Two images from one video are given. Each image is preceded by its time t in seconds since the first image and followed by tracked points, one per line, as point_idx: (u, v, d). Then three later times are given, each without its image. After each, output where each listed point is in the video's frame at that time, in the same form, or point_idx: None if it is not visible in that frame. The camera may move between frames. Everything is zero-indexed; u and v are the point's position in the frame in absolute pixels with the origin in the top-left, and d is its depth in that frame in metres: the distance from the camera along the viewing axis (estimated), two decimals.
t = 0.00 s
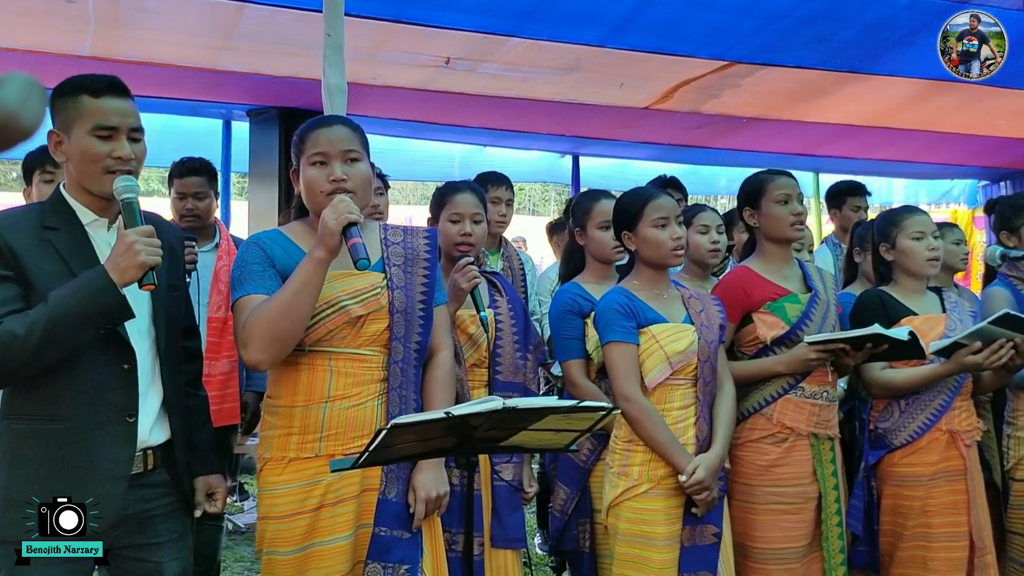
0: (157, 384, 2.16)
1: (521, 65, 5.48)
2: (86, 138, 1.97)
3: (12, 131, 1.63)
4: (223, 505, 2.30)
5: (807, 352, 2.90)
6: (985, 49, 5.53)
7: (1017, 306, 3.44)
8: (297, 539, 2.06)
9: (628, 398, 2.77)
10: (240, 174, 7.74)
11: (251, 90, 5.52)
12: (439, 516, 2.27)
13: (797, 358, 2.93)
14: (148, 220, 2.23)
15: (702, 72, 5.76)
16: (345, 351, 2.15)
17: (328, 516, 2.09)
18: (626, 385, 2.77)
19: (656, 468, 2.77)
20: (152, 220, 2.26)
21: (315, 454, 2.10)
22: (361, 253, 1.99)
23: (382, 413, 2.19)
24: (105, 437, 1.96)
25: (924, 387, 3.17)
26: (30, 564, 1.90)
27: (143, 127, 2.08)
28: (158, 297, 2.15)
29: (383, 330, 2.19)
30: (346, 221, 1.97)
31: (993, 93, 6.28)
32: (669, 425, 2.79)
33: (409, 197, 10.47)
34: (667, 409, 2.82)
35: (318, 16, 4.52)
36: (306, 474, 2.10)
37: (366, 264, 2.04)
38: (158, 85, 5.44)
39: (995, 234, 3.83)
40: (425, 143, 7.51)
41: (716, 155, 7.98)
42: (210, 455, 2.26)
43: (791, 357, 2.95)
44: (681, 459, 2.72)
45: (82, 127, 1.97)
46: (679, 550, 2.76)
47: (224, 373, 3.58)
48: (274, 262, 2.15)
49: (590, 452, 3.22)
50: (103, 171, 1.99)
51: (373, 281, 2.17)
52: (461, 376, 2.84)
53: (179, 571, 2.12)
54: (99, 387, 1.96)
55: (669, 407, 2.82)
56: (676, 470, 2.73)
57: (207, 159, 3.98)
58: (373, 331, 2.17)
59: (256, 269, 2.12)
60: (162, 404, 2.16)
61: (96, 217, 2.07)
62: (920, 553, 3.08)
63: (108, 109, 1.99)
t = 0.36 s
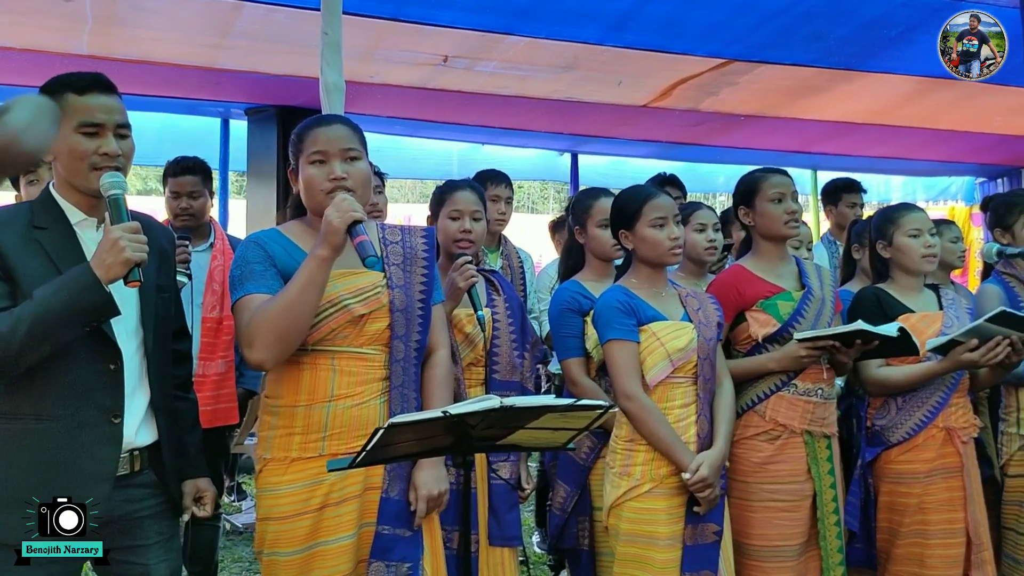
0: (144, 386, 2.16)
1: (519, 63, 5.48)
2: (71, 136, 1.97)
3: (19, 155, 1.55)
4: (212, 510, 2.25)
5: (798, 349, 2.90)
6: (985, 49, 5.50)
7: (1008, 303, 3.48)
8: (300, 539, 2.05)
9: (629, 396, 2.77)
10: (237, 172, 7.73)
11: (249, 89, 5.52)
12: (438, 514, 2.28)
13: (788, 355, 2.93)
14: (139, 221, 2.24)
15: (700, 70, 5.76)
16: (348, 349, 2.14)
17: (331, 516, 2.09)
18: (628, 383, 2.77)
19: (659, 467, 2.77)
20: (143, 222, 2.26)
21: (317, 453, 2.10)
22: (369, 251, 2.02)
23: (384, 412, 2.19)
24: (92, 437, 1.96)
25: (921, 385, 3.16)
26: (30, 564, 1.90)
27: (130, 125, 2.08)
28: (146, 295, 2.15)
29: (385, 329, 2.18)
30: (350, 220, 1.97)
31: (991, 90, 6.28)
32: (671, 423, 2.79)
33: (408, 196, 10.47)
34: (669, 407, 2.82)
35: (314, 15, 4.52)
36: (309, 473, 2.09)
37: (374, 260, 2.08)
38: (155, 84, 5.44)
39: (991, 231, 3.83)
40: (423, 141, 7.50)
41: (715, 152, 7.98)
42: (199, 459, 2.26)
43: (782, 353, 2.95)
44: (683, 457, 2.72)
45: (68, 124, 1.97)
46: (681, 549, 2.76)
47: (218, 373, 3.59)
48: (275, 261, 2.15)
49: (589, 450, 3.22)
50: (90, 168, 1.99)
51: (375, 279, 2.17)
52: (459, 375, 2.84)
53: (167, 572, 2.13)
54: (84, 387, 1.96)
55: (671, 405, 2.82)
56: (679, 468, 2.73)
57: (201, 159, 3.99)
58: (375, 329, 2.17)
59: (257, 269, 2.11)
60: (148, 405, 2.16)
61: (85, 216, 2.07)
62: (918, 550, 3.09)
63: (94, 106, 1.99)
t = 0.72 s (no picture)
0: (133, 386, 2.16)
1: (517, 59, 5.47)
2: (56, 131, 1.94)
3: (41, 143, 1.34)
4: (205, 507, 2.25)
5: (780, 344, 2.93)
6: (985, 49, 5.45)
7: (1005, 297, 3.48)
8: (307, 539, 2.04)
9: (631, 393, 2.75)
10: (234, 170, 7.71)
11: (246, 86, 5.51)
12: (439, 510, 2.28)
13: (771, 350, 2.96)
14: (127, 220, 2.23)
15: (698, 66, 5.76)
16: (352, 347, 2.13)
17: (339, 514, 2.07)
18: (629, 379, 2.76)
19: (660, 462, 2.77)
20: (131, 220, 2.25)
21: (323, 452, 2.08)
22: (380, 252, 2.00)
23: (389, 409, 2.19)
24: (80, 438, 1.95)
25: (919, 379, 3.18)
26: (30, 564, 1.90)
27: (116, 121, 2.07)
28: (135, 295, 2.15)
29: (387, 326, 2.18)
30: (358, 220, 1.97)
31: (987, 85, 6.29)
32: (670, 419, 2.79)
33: (405, 193, 10.46)
34: (669, 403, 2.82)
35: (310, 11, 4.50)
36: (316, 471, 2.07)
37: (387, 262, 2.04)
38: (151, 82, 5.43)
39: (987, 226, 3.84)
40: (421, 138, 7.49)
41: (712, 149, 7.98)
42: (193, 456, 2.25)
43: (765, 349, 2.98)
44: (685, 452, 2.72)
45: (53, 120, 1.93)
46: (680, 543, 2.76)
47: (213, 372, 3.59)
48: (276, 260, 2.14)
49: (590, 446, 3.23)
50: (77, 165, 1.98)
51: (376, 277, 2.16)
52: (456, 373, 2.84)
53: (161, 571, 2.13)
54: (73, 388, 1.95)
55: (671, 401, 2.82)
56: (681, 463, 2.73)
57: (191, 154, 3.99)
58: (377, 327, 2.16)
59: (258, 268, 2.10)
60: (137, 406, 2.16)
61: (71, 215, 2.07)
62: (915, 544, 3.10)
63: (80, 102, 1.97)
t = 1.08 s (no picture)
0: (131, 378, 2.15)
1: (515, 51, 5.46)
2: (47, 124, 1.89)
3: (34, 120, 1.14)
4: (206, 498, 2.25)
5: (789, 334, 2.92)
6: (985, 49, 5.51)
7: (1001, 285, 3.48)
8: (303, 529, 2.04)
9: (621, 380, 2.78)
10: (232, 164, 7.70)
11: (242, 79, 5.50)
12: (440, 500, 2.27)
13: (780, 340, 2.94)
14: (119, 213, 2.22)
15: (696, 58, 5.75)
16: (346, 339, 2.12)
17: (333, 505, 2.07)
18: (619, 366, 2.78)
19: (651, 447, 2.78)
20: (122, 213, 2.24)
21: (317, 443, 2.08)
22: (366, 247, 1.94)
23: (384, 400, 2.18)
24: (78, 432, 1.95)
25: (917, 365, 3.17)
26: (30, 564, 1.90)
27: (107, 111, 2.04)
28: (128, 288, 2.14)
29: (382, 318, 2.17)
30: (347, 214, 1.94)
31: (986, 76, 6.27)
32: (662, 406, 2.79)
33: (405, 187, 10.44)
34: (661, 390, 2.82)
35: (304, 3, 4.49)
36: (310, 463, 2.07)
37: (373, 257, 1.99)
38: (147, 75, 5.41)
39: (984, 215, 3.83)
40: (419, 131, 7.48)
41: (711, 141, 7.97)
42: (190, 448, 2.25)
43: (775, 338, 2.96)
44: (675, 438, 2.73)
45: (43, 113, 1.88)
46: (673, 527, 2.78)
47: (211, 365, 3.57)
48: (268, 253, 2.13)
49: (590, 435, 3.23)
50: (68, 158, 1.95)
51: (370, 269, 2.15)
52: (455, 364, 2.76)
53: (163, 563, 2.13)
54: (70, 381, 1.95)
55: (663, 387, 2.83)
56: (670, 449, 2.75)
57: (179, 148, 4.00)
58: (372, 319, 2.15)
59: (249, 261, 2.09)
60: (136, 399, 2.15)
61: (62, 208, 2.06)
62: (914, 528, 3.10)
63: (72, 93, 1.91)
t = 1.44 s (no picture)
0: (132, 370, 2.14)
1: (513, 46, 5.45)
2: (42, 115, 1.93)
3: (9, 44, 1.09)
4: (210, 491, 2.24)
5: (801, 322, 2.90)
6: (985, 49, 5.52)
7: (1001, 273, 3.46)
8: (299, 519, 2.04)
9: (612, 368, 2.79)
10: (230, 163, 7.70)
11: (240, 76, 5.50)
12: (439, 492, 2.27)
13: (790, 328, 2.93)
14: (119, 205, 2.21)
15: (695, 51, 5.74)
16: (340, 331, 2.12)
17: (329, 496, 2.06)
18: (611, 355, 2.79)
19: (641, 435, 2.79)
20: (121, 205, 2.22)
21: (312, 434, 2.07)
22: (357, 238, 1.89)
23: (379, 390, 2.18)
24: (78, 425, 1.94)
25: (913, 353, 3.16)
26: (30, 564, 1.90)
27: (104, 104, 2.04)
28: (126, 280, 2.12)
29: (377, 309, 2.16)
30: (338, 205, 1.92)
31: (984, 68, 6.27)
32: (651, 393, 2.80)
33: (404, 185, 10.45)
34: (652, 378, 2.83)
35: None
36: (305, 454, 2.06)
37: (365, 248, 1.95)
38: (145, 72, 5.41)
39: (982, 204, 3.83)
40: (418, 128, 7.47)
41: (710, 136, 7.96)
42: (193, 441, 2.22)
43: (784, 327, 2.94)
44: (662, 426, 2.73)
45: (38, 103, 1.92)
46: (664, 513, 2.77)
47: (204, 360, 3.56)
48: (261, 244, 2.12)
49: (591, 426, 3.25)
50: (63, 149, 1.95)
51: (365, 261, 2.15)
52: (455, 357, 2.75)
53: (165, 555, 2.12)
54: (69, 372, 1.94)
55: (654, 376, 2.83)
56: (657, 437, 2.74)
57: (164, 142, 4.00)
58: (366, 310, 2.14)
59: (242, 253, 2.09)
60: (137, 391, 2.13)
61: (60, 199, 2.05)
62: (911, 514, 3.09)
63: (65, 84, 1.94)
